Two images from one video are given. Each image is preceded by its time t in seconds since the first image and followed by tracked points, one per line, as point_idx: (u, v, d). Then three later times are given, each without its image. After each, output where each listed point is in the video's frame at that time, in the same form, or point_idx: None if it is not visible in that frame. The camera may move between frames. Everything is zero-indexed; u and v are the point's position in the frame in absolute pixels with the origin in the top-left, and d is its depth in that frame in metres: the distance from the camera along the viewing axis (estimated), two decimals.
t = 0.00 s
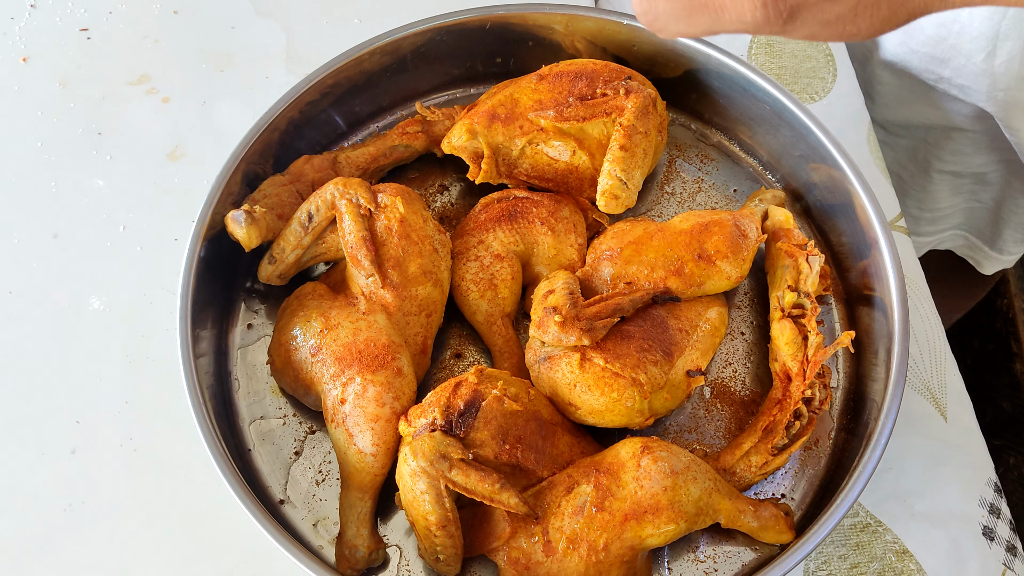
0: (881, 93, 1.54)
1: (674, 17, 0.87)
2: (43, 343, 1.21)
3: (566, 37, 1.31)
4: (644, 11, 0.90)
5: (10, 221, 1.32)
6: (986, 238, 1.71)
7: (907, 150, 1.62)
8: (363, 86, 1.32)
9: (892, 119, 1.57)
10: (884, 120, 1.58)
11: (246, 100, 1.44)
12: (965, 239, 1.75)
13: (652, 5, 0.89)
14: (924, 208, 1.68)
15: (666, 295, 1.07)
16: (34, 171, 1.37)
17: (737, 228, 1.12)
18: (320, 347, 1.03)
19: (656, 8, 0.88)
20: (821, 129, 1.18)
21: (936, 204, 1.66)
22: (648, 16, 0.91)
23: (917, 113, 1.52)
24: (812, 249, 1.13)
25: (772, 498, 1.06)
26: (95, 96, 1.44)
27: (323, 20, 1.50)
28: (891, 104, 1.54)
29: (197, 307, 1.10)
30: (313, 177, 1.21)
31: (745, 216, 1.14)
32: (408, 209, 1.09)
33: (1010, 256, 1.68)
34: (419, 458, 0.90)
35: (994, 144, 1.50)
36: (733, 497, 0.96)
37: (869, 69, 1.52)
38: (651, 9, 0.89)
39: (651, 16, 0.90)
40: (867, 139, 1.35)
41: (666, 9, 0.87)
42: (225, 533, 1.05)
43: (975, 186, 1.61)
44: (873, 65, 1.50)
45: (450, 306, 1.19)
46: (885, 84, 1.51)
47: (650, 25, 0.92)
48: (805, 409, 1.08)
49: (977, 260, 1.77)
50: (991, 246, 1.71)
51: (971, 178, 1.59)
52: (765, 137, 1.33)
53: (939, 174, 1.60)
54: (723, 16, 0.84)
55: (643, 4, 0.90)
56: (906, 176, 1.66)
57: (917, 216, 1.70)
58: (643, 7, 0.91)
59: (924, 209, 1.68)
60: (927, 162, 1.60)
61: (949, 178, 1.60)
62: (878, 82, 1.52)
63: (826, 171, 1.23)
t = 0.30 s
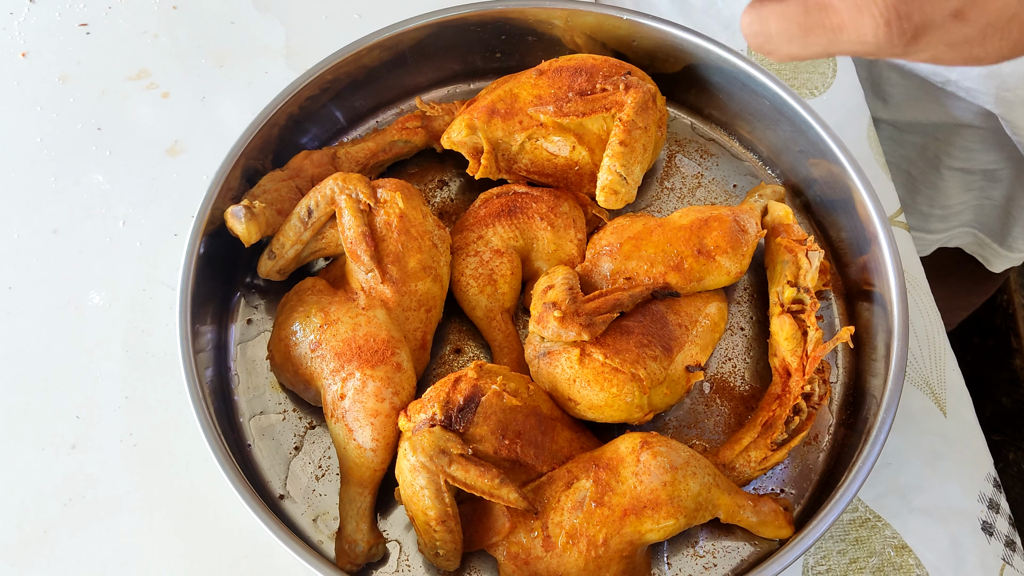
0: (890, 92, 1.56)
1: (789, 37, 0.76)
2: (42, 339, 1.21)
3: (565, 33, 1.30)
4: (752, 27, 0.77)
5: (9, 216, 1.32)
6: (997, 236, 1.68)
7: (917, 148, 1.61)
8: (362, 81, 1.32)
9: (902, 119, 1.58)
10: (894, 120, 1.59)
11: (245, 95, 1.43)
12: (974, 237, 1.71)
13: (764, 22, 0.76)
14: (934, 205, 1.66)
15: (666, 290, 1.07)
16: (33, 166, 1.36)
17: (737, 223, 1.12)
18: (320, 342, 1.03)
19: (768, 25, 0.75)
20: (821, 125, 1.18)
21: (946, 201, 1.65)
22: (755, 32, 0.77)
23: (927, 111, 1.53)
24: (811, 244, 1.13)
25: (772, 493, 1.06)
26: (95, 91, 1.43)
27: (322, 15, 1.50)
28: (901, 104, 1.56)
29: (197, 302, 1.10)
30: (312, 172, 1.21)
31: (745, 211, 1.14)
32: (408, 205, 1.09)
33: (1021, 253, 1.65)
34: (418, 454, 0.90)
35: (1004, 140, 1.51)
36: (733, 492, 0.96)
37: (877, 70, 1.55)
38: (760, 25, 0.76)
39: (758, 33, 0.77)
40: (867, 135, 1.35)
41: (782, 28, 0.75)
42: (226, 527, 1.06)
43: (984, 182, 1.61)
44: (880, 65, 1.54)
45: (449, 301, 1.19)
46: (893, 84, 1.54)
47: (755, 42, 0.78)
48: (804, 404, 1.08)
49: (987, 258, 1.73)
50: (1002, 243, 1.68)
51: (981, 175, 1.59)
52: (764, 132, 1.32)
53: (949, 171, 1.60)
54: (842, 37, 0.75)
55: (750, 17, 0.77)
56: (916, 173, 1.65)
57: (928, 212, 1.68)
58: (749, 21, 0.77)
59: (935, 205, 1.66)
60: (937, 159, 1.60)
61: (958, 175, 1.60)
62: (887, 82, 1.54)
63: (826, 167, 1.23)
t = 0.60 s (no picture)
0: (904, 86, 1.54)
1: (893, 123, 0.61)
2: (42, 334, 1.21)
3: (566, 28, 1.30)
4: (846, 115, 0.63)
5: (9, 211, 1.32)
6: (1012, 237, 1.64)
7: (930, 151, 1.61)
8: (363, 76, 1.32)
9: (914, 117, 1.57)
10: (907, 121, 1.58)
11: (245, 90, 1.43)
12: (988, 237, 1.67)
13: (864, 108, 0.61)
14: (948, 207, 1.67)
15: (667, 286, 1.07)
16: (33, 161, 1.36)
17: (737, 219, 1.11)
18: (321, 338, 1.03)
19: (868, 111, 0.61)
20: (823, 120, 1.18)
21: (959, 203, 1.65)
22: (849, 119, 0.63)
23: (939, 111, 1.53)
24: (812, 240, 1.13)
25: (772, 489, 1.06)
26: (95, 86, 1.43)
27: (323, 10, 1.50)
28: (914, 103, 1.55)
29: (198, 297, 1.10)
30: (313, 167, 1.21)
31: (746, 207, 1.14)
32: (409, 200, 1.09)
33: None
34: (419, 449, 0.90)
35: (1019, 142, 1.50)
36: (734, 488, 0.97)
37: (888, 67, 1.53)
38: (858, 111, 0.62)
39: (854, 118, 0.63)
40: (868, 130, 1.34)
41: (886, 114, 0.61)
42: (226, 522, 1.06)
43: (1000, 184, 1.59)
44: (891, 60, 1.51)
45: (450, 296, 1.19)
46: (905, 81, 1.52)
47: (847, 129, 0.64)
48: (805, 400, 1.08)
49: (1001, 258, 1.69)
50: (1016, 244, 1.63)
51: (995, 177, 1.58)
52: (766, 128, 1.32)
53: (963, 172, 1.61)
54: (957, 124, 0.59)
55: (841, 103, 0.63)
56: (929, 176, 1.66)
57: (941, 214, 1.68)
58: (841, 107, 0.63)
59: (948, 208, 1.67)
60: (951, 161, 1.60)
61: (973, 176, 1.60)
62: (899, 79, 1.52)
63: (827, 162, 1.22)
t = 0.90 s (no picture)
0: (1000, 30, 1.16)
1: (930, 109, 0.57)
2: (43, 329, 1.21)
3: (567, 22, 1.29)
4: (877, 102, 0.59)
5: (9, 206, 1.31)
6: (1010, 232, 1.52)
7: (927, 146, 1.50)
8: (363, 70, 1.31)
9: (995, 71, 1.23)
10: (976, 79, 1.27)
11: (245, 84, 1.42)
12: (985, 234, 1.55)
13: (898, 93, 0.57)
14: (945, 203, 1.54)
15: (667, 280, 1.07)
16: (34, 155, 1.36)
17: (738, 213, 1.11)
18: (321, 332, 1.03)
19: (903, 96, 0.57)
20: (824, 114, 1.17)
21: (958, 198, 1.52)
22: (880, 107, 0.59)
23: None
24: (813, 234, 1.13)
25: (773, 483, 1.07)
26: (95, 80, 1.43)
27: (323, 4, 1.49)
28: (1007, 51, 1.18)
29: (199, 292, 1.10)
30: (313, 162, 1.20)
31: (746, 201, 1.14)
32: (409, 194, 1.09)
33: None
34: (419, 443, 0.90)
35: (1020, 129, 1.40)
36: (734, 482, 0.97)
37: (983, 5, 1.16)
38: (891, 97, 0.58)
39: (886, 106, 0.59)
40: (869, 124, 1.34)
41: (922, 101, 0.57)
42: (228, 516, 1.06)
43: (996, 179, 1.48)
44: None
45: (451, 291, 1.19)
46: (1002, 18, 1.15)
47: (877, 119, 0.60)
48: (805, 394, 1.08)
49: (997, 256, 1.57)
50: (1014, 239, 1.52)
51: (991, 171, 1.47)
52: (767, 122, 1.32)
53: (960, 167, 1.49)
54: (999, 108, 0.56)
55: (870, 91, 0.59)
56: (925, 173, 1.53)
57: (937, 210, 1.55)
58: (870, 95, 0.59)
59: (945, 203, 1.54)
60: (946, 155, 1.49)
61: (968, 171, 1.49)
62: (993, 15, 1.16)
63: (828, 156, 1.22)
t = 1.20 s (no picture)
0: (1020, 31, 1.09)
1: (978, 166, 0.53)
2: (43, 323, 1.21)
3: (568, 15, 1.28)
4: (920, 155, 0.54)
5: (9, 199, 1.31)
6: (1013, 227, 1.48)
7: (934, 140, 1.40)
8: (364, 63, 1.31)
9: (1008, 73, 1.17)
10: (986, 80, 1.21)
11: (245, 78, 1.42)
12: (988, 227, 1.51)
13: (942, 148, 0.53)
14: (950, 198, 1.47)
15: (668, 274, 1.07)
16: (33, 148, 1.36)
17: (739, 208, 1.11)
18: (322, 327, 1.03)
19: (947, 152, 0.53)
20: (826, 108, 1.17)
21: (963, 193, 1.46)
22: (924, 161, 0.54)
23: None
24: (815, 229, 1.12)
25: (773, 478, 1.07)
26: (95, 73, 1.42)
27: None
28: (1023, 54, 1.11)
29: (199, 286, 1.10)
30: (314, 156, 1.20)
31: (748, 196, 1.13)
32: (410, 188, 1.08)
33: None
34: (420, 438, 0.90)
35: None
36: (735, 477, 0.97)
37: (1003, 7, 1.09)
38: (935, 151, 0.53)
39: (930, 159, 0.54)
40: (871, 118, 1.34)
41: (969, 156, 0.53)
42: (228, 510, 1.06)
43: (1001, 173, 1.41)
44: None
45: (451, 285, 1.19)
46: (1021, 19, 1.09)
47: (919, 173, 0.55)
48: (806, 389, 1.08)
49: (999, 248, 1.54)
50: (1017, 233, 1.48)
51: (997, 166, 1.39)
52: (769, 116, 1.31)
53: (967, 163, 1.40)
54: None
55: (914, 142, 0.54)
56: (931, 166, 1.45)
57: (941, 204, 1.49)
58: (913, 146, 0.54)
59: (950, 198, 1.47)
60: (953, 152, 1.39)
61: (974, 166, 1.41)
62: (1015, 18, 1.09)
63: (829, 151, 1.21)
